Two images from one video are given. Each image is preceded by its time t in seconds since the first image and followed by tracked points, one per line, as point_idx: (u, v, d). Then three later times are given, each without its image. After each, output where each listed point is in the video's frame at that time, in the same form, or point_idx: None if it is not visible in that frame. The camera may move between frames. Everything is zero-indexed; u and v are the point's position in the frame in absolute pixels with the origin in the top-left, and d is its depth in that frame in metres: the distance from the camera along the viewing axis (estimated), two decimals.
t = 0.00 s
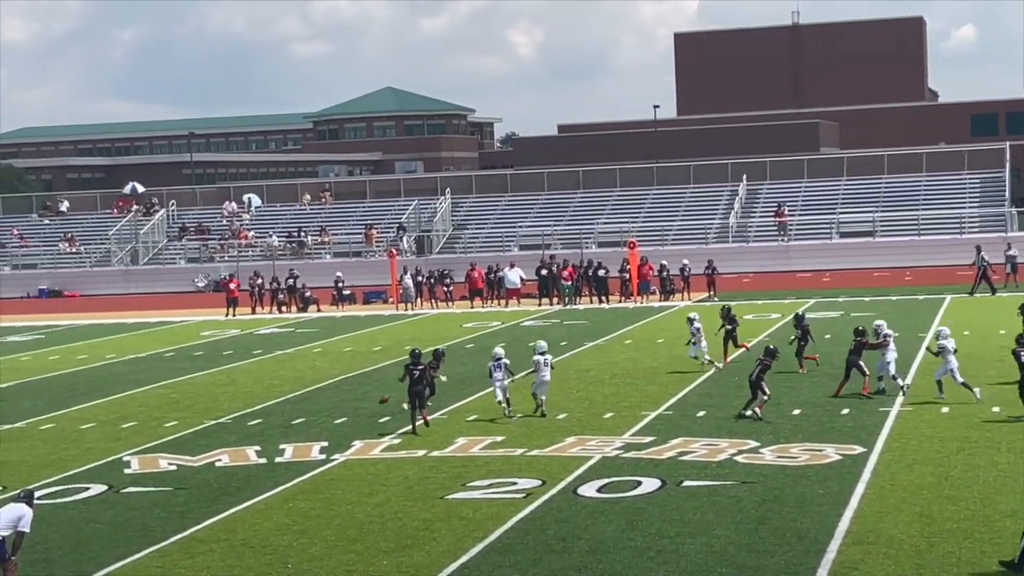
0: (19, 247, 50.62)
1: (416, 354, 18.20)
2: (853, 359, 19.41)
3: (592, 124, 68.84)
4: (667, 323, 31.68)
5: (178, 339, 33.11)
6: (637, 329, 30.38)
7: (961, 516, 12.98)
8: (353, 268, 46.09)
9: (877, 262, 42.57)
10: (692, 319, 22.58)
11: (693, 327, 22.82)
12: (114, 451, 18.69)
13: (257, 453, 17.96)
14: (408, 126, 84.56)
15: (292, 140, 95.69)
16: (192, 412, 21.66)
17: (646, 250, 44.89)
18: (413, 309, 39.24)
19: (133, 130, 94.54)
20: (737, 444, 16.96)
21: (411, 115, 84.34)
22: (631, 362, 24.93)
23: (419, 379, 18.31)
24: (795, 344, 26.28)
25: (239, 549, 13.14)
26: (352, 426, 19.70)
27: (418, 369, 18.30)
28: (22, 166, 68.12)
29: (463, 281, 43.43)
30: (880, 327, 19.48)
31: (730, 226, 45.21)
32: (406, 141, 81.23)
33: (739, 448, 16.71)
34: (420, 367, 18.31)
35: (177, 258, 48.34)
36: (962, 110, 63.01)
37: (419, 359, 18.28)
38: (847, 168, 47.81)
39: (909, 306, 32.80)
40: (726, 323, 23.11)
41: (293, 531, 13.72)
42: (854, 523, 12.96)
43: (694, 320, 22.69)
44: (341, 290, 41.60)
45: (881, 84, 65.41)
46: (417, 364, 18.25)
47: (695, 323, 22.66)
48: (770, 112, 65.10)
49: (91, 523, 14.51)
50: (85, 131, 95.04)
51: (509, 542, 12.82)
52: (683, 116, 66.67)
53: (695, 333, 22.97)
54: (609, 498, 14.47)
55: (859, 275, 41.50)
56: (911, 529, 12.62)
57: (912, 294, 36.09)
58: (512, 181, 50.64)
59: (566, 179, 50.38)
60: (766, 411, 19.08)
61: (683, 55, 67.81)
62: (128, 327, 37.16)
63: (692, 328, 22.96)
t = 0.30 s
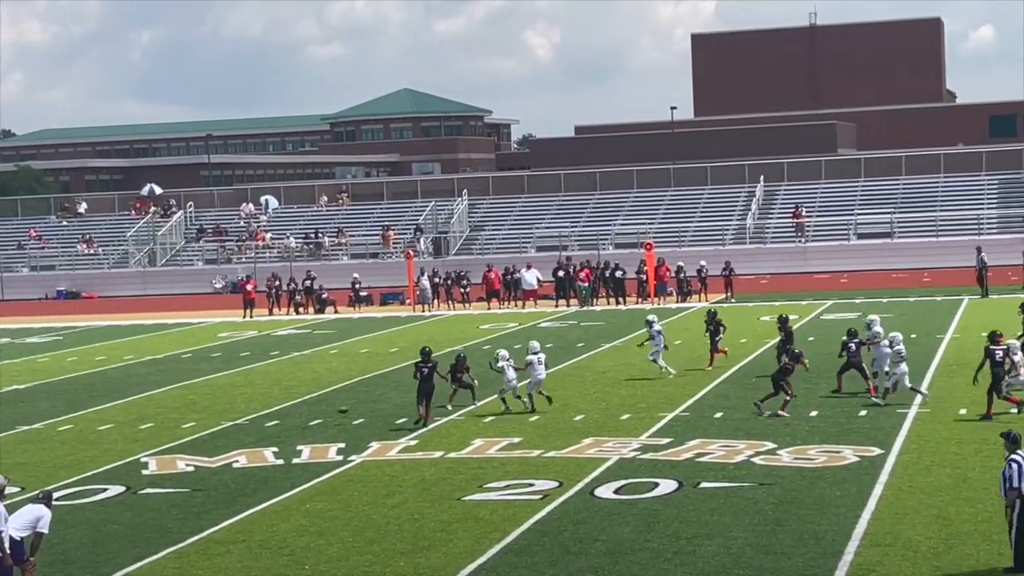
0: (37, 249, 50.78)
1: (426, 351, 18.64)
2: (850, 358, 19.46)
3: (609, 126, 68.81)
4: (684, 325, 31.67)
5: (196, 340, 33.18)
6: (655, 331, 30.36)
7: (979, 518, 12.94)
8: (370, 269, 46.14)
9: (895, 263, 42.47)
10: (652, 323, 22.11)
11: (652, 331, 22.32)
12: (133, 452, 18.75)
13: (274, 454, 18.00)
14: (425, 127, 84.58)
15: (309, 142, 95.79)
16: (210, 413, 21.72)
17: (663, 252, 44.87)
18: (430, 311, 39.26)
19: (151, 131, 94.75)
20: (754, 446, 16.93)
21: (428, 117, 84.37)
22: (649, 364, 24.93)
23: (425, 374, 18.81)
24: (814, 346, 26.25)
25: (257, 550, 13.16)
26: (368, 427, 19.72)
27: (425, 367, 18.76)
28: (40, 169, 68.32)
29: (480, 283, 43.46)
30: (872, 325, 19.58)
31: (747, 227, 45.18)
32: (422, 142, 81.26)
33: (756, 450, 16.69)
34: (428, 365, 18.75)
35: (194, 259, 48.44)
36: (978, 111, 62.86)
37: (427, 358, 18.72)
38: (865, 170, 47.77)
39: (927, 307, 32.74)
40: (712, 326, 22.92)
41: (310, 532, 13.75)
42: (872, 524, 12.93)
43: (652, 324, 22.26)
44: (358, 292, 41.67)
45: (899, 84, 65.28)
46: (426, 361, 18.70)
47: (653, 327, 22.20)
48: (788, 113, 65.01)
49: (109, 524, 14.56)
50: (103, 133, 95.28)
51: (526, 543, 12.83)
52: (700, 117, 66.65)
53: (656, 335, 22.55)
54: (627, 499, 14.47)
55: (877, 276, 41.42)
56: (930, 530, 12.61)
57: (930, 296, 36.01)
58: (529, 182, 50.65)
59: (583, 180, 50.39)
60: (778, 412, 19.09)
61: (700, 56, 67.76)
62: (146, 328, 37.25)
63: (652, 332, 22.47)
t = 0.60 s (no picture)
0: (54, 250, 50.92)
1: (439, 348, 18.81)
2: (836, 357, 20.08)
3: (625, 127, 68.80)
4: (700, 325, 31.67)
5: (213, 341, 33.25)
6: (671, 332, 30.36)
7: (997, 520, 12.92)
8: (386, 271, 46.17)
9: (911, 264, 42.36)
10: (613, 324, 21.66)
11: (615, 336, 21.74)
12: (150, 452, 18.81)
13: (291, 455, 18.03)
14: (442, 129, 84.58)
15: (325, 143, 95.86)
16: (226, 414, 21.77)
17: (679, 253, 44.86)
18: (446, 312, 39.28)
19: (168, 132, 94.95)
20: (771, 447, 16.92)
21: (444, 118, 84.45)
22: (666, 365, 24.95)
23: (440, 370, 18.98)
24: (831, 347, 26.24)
25: (274, 551, 13.17)
26: (385, 429, 19.70)
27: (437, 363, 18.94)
28: (57, 171, 68.50)
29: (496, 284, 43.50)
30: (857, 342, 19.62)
31: (763, 229, 45.15)
32: (439, 143, 81.38)
33: (773, 451, 16.67)
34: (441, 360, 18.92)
35: (211, 260, 48.55)
36: (996, 111, 62.67)
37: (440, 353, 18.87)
38: (883, 171, 47.71)
39: (944, 308, 32.66)
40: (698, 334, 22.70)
41: (327, 533, 13.76)
42: (890, 526, 12.92)
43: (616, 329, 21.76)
44: (375, 293, 41.72)
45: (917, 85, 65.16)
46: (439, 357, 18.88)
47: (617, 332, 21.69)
48: (805, 114, 64.94)
49: (127, 524, 14.59)
50: (120, 135, 95.48)
51: (543, 544, 12.83)
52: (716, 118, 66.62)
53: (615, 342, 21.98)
54: (643, 501, 14.47)
55: (894, 277, 41.35)
56: (947, 532, 12.57)
57: (946, 297, 35.93)
58: (545, 184, 50.69)
59: (599, 181, 50.40)
60: (797, 414, 19.09)
61: (716, 57, 67.72)
62: (163, 330, 37.33)
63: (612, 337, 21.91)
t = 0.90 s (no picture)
0: (74, 250, 51.05)
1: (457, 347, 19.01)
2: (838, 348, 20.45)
3: (643, 127, 68.76)
4: (719, 326, 31.65)
5: (232, 341, 33.31)
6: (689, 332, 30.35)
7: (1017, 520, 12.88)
8: (405, 271, 46.22)
9: (931, 263, 42.23)
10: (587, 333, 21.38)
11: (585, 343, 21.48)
12: (169, 452, 18.85)
13: (311, 455, 18.05)
14: (460, 129, 84.62)
15: (344, 143, 95.99)
16: (246, 414, 21.82)
17: (697, 253, 44.82)
18: (465, 312, 39.29)
19: (187, 133, 95.19)
20: (790, 447, 16.90)
21: (462, 118, 84.52)
22: (684, 365, 24.95)
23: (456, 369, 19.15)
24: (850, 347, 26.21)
25: (294, 550, 13.19)
26: (403, 428, 19.72)
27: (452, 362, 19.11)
28: (77, 172, 68.67)
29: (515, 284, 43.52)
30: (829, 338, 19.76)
31: (782, 229, 45.09)
32: (457, 143, 81.47)
33: (793, 451, 16.65)
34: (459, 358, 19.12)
35: (230, 260, 48.64)
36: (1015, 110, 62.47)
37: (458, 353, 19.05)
38: (902, 170, 47.59)
39: (962, 308, 32.60)
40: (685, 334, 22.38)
41: (346, 533, 13.77)
42: (908, 526, 12.90)
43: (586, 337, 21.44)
44: (394, 293, 41.77)
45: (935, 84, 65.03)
46: (456, 357, 19.07)
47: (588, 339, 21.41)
48: (824, 113, 64.84)
49: (146, 524, 14.63)
50: (139, 136, 95.70)
51: (562, 544, 12.83)
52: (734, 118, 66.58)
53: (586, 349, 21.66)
54: (662, 500, 14.46)
55: (913, 277, 41.25)
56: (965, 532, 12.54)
57: (964, 297, 35.85)
58: (563, 184, 50.72)
59: (617, 181, 50.39)
60: (817, 415, 19.03)
61: (734, 57, 67.66)
62: (182, 329, 37.41)
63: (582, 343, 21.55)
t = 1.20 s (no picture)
0: (99, 248, 51.18)
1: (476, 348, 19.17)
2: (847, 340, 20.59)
3: (666, 125, 68.66)
4: (743, 323, 31.59)
5: (255, 339, 33.38)
6: (712, 330, 30.31)
7: None
8: (428, 269, 46.26)
9: (956, 261, 42.08)
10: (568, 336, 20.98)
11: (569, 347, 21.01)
12: (194, 450, 18.90)
13: (335, 453, 18.07)
14: (482, 127, 84.65)
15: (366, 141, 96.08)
16: (269, 412, 21.86)
17: (721, 251, 44.75)
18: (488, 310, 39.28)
19: (211, 131, 95.42)
20: (814, 446, 16.87)
21: (485, 116, 84.48)
22: (706, 363, 24.92)
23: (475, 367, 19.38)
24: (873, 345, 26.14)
25: (317, 548, 13.21)
26: (425, 426, 19.71)
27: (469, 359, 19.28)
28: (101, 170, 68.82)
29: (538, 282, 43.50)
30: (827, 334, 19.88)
31: (805, 226, 44.99)
32: (480, 141, 81.44)
33: (817, 449, 16.60)
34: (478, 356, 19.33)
35: (254, 259, 48.74)
36: None
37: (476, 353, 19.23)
38: (926, 168, 47.42)
39: (987, 306, 32.48)
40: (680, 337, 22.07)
41: (369, 531, 13.79)
42: (933, 524, 12.86)
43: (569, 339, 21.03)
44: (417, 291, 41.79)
45: (960, 81, 64.79)
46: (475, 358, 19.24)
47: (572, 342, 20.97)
48: (848, 111, 64.67)
49: (170, 521, 14.67)
50: (163, 134, 95.95)
51: (585, 542, 12.83)
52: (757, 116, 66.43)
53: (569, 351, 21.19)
54: (685, 499, 14.43)
55: (937, 275, 41.11)
56: (989, 532, 12.47)
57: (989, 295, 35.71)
58: (586, 182, 50.71)
59: (640, 179, 50.33)
60: (841, 414, 18.96)
61: (757, 55, 67.51)
62: (205, 327, 37.47)
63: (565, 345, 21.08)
